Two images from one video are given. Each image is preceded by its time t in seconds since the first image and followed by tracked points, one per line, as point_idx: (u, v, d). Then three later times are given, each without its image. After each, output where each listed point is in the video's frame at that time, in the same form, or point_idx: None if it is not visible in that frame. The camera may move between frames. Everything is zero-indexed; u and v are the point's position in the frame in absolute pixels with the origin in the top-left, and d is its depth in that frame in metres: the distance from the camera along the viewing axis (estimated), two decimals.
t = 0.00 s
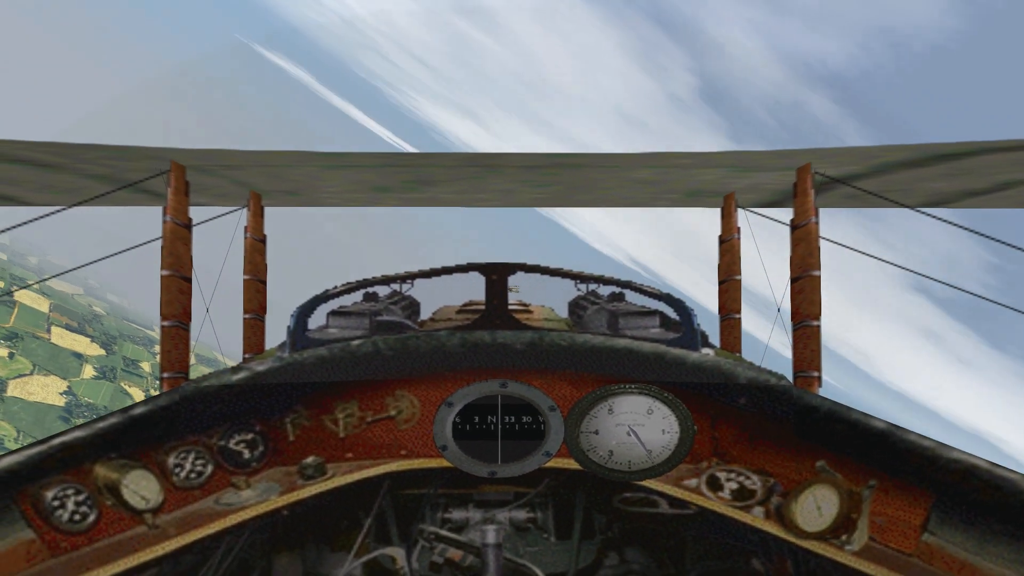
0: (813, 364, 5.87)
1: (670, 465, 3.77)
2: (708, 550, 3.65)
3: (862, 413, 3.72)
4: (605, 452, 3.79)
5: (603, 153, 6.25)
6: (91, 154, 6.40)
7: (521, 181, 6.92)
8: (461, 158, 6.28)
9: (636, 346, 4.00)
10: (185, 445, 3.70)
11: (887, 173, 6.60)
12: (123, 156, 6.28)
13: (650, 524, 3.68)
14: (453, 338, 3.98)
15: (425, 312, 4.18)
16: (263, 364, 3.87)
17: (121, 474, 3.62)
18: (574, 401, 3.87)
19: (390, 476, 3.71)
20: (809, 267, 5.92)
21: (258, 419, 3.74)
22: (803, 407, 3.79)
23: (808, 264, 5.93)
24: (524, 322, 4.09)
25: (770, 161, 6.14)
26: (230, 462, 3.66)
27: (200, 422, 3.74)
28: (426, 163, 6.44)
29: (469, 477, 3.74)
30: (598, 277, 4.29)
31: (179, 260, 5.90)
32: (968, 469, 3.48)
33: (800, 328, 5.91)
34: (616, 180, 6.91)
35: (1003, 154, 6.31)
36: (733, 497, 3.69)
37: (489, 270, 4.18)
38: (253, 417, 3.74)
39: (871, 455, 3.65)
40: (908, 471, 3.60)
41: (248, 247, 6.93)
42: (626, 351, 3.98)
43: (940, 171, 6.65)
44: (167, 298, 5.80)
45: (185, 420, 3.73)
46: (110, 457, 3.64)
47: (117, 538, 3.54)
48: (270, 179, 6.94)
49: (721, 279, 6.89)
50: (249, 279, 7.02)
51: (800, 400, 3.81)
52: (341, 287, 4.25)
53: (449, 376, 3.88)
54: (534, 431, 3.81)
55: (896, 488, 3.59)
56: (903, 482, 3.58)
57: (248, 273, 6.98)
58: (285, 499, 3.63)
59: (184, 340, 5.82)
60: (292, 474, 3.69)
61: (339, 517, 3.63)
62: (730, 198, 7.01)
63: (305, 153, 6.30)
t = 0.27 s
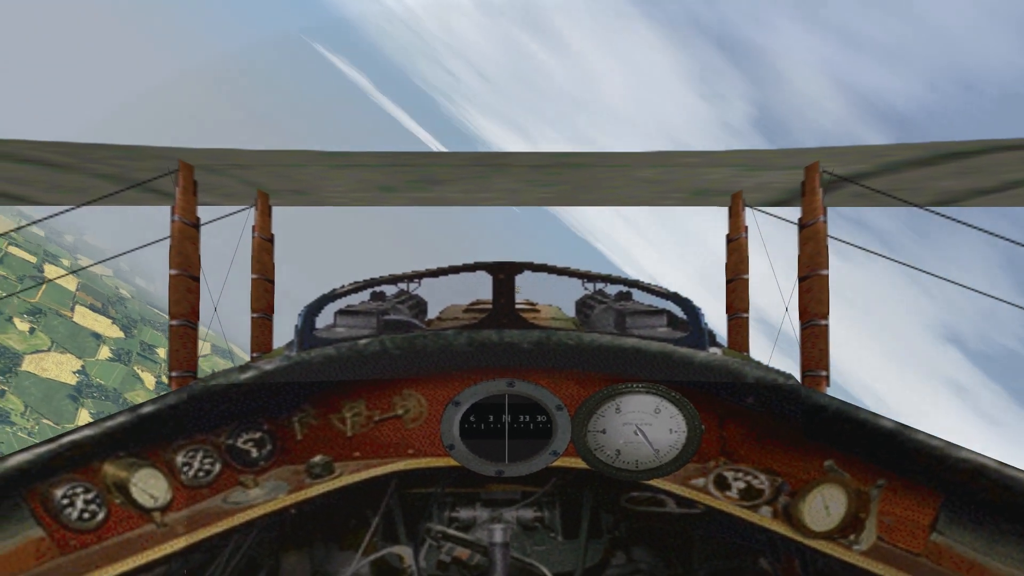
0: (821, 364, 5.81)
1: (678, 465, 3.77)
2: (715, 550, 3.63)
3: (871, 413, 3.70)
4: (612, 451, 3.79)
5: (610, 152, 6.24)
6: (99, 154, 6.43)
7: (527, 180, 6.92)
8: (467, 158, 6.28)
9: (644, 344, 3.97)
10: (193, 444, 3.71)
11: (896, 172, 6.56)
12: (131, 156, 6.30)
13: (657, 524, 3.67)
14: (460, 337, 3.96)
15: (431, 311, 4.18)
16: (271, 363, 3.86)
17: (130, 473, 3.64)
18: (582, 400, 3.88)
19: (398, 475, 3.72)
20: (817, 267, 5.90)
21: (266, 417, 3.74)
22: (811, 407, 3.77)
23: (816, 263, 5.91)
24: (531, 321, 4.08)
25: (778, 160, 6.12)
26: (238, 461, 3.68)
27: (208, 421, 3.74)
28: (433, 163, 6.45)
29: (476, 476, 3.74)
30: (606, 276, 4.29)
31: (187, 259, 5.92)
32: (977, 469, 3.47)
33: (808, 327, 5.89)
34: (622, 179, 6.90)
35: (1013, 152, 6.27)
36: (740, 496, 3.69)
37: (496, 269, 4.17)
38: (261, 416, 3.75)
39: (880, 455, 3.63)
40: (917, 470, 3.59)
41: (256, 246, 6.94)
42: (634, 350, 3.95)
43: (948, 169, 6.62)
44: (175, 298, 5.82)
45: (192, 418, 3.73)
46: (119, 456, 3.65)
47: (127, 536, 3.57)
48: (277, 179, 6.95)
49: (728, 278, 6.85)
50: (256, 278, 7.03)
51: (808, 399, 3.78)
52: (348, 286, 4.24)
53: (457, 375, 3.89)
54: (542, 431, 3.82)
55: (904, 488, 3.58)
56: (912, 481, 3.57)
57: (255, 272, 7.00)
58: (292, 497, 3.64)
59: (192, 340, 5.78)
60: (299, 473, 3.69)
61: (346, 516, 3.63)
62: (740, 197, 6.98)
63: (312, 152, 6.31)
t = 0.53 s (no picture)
0: (823, 365, 5.81)
1: (680, 466, 3.76)
2: (717, 551, 3.63)
3: (873, 414, 3.69)
4: (614, 453, 3.78)
5: (611, 153, 6.24)
6: (102, 156, 6.44)
7: (529, 181, 6.92)
8: (469, 159, 6.28)
9: (646, 346, 3.97)
10: (196, 445, 3.71)
11: (898, 173, 6.55)
12: (134, 157, 6.31)
13: (659, 526, 3.67)
14: (462, 339, 3.96)
15: (433, 312, 4.17)
16: (272, 364, 3.85)
17: (132, 474, 3.65)
18: (584, 401, 3.87)
19: (399, 476, 3.72)
20: (819, 268, 5.89)
21: (268, 419, 3.75)
22: (814, 408, 3.76)
23: (818, 264, 5.90)
24: (533, 322, 4.08)
25: (780, 161, 6.11)
26: (240, 462, 3.67)
27: (210, 422, 3.74)
28: (435, 163, 6.44)
29: (478, 478, 3.75)
30: (608, 277, 4.29)
31: (189, 260, 5.93)
32: (980, 470, 3.46)
33: (811, 329, 5.88)
34: (624, 181, 6.90)
35: (1016, 153, 6.26)
36: (743, 498, 3.69)
37: (497, 270, 4.18)
38: (263, 417, 3.75)
39: (883, 457, 3.63)
40: (919, 472, 3.58)
41: (258, 248, 6.95)
42: (636, 351, 3.95)
43: (951, 170, 6.61)
44: (178, 299, 5.83)
45: (195, 420, 3.73)
46: (121, 457, 3.66)
47: (129, 537, 3.58)
48: (280, 180, 6.96)
49: (731, 279, 6.82)
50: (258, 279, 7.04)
51: (810, 401, 3.77)
52: (350, 287, 4.25)
53: (459, 376, 3.88)
54: (543, 432, 3.81)
55: (907, 489, 3.57)
56: (914, 483, 3.56)
57: (258, 274, 7.01)
58: (294, 499, 3.64)
59: (194, 341, 5.77)
60: (301, 474, 3.69)
61: (348, 518, 3.63)
62: (741, 198, 6.97)
63: (314, 153, 6.31)
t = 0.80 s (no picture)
0: (822, 368, 5.82)
1: (679, 469, 3.76)
2: (716, 555, 3.63)
3: (872, 417, 3.69)
4: (613, 456, 3.78)
5: (611, 156, 6.24)
6: (101, 159, 6.43)
7: (529, 184, 6.92)
8: (470, 162, 6.28)
9: (645, 348, 3.96)
10: (194, 448, 3.70)
11: (898, 176, 6.57)
12: (133, 160, 6.31)
13: (658, 529, 3.67)
14: (461, 342, 3.95)
15: (431, 315, 4.17)
16: (271, 367, 3.83)
17: (130, 477, 3.63)
18: (582, 404, 3.87)
19: (398, 480, 3.71)
20: (818, 271, 5.89)
21: (266, 422, 3.73)
22: (813, 411, 3.75)
23: (817, 268, 5.91)
24: (531, 325, 4.08)
25: (779, 164, 6.12)
26: (238, 465, 3.66)
27: (208, 425, 3.73)
28: (435, 167, 6.44)
29: (477, 481, 3.75)
30: (606, 280, 4.30)
31: (188, 263, 5.92)
32: (979, 474, 3.46)
33: (809, 332, 5.89)
34: (624, 184, 6.90)
35: (1015, 157, 6.28)
36: (741, 501, 3.68)
37: (496, 273, 4.18)
38: (262, 420, 3.74)
39: (882, 460, 3.62)
40: (918, 475, 3.58)
41: (257, 251, 6.95)
42: (635, 354, 3.94)
43: (950, 174, 6.62)
44: (176, 302, 5.83)
45: (193, 423, 3.72)
46: (118, 460, 3.64)
47: (127, 540, 3.58)
48: (279, 183, 6.96)
49: (729, 282, 6.84)
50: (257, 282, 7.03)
51: (809, 404, 3.76)
52: (348, 290, 4.24)
53: (457, 379, 3.88)
54: (542, 435, 3.81)
55: (906, 492, 3.56)
56: (913, 486, 3.56)
57: (256, 277, 7.01)
58: (293, 502, 3.63)
59: (192, 344, 5.78)
60: (300, 477, 3.68)
61: (347, 521, 3.63)
62: (739, 201, 6.99)
63: (314, 157, 6.31)
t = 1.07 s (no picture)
0: (820, 371, 5.84)
1: (677, 472, 3.76)
2: (715, 558, 3.65)
3: (870, 420, 3.68)
4: (611, 459, 3.78)
5: (610, 159, 6.24)
6: (99, 162, 6.42)
7: (528, 187, 6.92)
8: (468, 165, 6.27)
9: (643, 352, 3.94)
10: (191, 452, 3.69)
11: (896, 179, 6.57)
12: (131, 163, 6.29)
13: (656, 532, 3.69)
14: (458, 345, 3.93)
15: (429, 318, 4.12)
16: (269, 371, 3.82)
17: (127, 481, 3.63)
18: (580, 407, 3.86)
19: (396, 483, 3.72)
20: (816, 274, 5.90)
21: (264, 425, 3.71)
22: (810, 415, 3.72)
23: (814, 271, 5.91)
24: (529, 328, 4.07)
25: (778, 167, 6.12)
26: (236, 469, 3.65)
27: (206, 428, 3.72)
28: (433, 170, 6.43)
29: (475, 484, 3.75)
30: (604, 283, 4.26)
31: (186, 266, 5.91)
32: (977, 477, 3.44)
33: (806, 335, 5.90)
34: (623, 187, 6.90)
35: (1013, 159, 6.28)
36: (739, 505, 3.68)
37: (494, 276, 4.14)
38: (259, 424, 3.72)
39: (880, 464, 3.61)
40: (916, 478, 3.57)
41: (255, 254, 6.94)
42: (633, 357, 3.92)
43: (948, 177, 6.63)
44: (174, 305, 5.83)
45: (190, 426, 3.71)
46: (116, 463, 3.63)
47: (124, 544, 3.58)
48: (277, 186, 6.95)
49: (727, 285, 6.87)
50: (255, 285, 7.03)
51: (807, 407, 3.73)
52: (345, 293, 4.21)
53: (455, 383, 3.88)
54: (540, 438, 3.80)
55: (904, 495, 3.56)
56: (911, 490, 3.55)
57: (254, 280, 7.00)
58: (290, 506, 3.63)
59: (190, 347, 5.81)
60: (297, 480, 3.67)
61: (344, 524, 3.64)
62: (737, 205, 7.00)
63: (312, 160, 6.30)
